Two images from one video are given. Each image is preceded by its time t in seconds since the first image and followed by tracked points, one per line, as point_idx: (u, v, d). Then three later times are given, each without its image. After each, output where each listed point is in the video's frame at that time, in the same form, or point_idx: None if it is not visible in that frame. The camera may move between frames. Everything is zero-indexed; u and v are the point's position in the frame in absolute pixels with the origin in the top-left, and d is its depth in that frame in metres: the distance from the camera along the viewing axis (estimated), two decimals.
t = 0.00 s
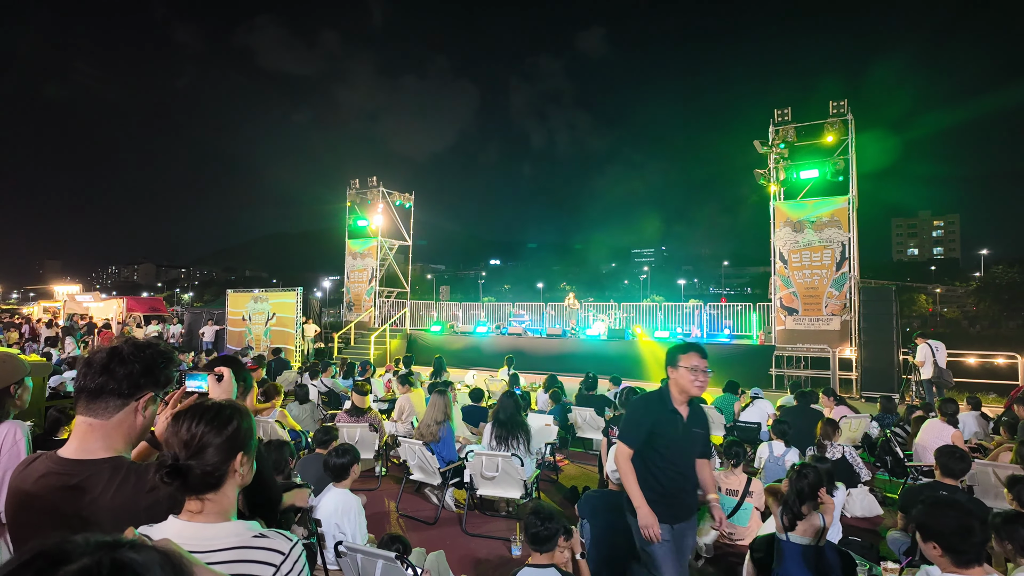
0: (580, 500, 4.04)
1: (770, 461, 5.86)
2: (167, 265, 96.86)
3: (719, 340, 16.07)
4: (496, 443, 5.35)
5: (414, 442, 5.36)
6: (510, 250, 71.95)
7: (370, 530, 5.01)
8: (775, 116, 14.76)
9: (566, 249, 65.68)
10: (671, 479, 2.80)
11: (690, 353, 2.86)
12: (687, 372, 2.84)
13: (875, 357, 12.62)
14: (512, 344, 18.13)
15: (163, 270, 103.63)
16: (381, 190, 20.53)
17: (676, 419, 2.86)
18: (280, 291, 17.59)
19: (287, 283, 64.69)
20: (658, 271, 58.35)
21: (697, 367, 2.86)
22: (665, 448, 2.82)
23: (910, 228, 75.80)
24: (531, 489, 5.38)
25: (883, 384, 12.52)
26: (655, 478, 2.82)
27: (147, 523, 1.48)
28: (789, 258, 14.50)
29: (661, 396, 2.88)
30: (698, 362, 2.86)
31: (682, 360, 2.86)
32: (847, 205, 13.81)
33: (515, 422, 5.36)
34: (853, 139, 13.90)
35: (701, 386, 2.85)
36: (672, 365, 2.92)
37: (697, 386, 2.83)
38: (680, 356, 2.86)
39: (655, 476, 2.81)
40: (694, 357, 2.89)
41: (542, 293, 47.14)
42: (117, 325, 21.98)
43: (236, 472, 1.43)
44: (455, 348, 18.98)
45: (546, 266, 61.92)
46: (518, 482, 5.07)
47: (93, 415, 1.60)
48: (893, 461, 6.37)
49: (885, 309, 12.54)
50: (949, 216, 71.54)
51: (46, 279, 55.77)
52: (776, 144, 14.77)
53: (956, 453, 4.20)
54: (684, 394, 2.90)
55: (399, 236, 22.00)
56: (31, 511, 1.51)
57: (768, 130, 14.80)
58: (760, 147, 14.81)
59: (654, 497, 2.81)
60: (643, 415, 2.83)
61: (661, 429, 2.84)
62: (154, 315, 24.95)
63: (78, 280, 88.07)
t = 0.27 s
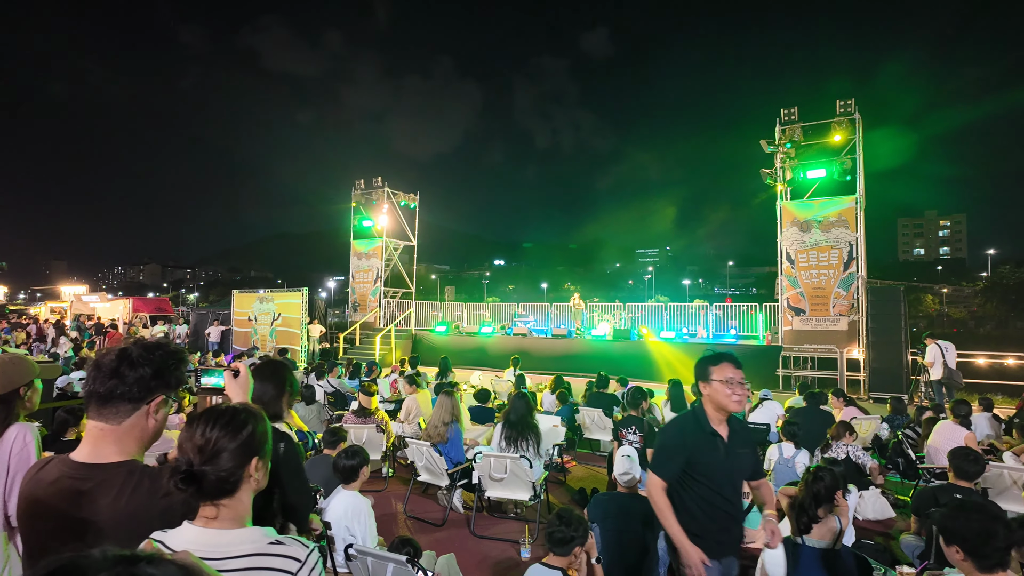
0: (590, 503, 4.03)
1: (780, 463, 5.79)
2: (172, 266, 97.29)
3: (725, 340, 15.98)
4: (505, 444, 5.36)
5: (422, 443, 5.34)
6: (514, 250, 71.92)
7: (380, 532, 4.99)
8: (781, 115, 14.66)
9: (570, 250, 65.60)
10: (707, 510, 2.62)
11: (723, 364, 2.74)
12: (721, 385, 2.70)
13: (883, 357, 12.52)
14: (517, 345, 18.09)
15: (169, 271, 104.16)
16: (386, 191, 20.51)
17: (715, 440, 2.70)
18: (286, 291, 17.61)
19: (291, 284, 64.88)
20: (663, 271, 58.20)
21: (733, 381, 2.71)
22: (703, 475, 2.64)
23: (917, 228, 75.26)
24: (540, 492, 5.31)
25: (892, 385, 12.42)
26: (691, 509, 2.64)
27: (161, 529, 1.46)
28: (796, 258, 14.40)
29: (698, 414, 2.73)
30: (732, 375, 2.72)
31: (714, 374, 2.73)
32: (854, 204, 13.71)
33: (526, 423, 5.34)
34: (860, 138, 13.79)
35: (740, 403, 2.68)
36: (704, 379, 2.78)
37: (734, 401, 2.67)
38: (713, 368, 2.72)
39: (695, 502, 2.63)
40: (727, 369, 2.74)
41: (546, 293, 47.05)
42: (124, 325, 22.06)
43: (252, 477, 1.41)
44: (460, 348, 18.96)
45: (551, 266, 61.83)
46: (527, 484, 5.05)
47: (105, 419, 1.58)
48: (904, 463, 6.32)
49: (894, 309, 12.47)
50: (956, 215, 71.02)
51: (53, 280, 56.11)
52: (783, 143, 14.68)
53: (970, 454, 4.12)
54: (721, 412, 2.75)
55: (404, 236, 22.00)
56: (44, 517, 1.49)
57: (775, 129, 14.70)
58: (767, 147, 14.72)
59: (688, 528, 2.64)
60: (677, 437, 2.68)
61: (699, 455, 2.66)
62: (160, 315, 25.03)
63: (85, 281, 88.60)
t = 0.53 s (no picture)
0: (607, 506, 4.00)
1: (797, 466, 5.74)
2: (187, 267, 98.62)
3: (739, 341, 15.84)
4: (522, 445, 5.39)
5: (437, 443, 5.36)
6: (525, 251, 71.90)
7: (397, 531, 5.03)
8: (796, 114, 14.49)
9: (581, 250, 65.44)
10: (776, 528, 2.46)
11: (766, 362, 2.59)
12: (767, 387, 2.56)
13: (901, 359, 12.33)
14: (529, 346, 18.08)
15: (184, 272, 105.62)
16: (398, 192, 20.61)
17: (767, 445, 2.55)
18: (300, 292, 17.76)
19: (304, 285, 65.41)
20: (674, 271, 57.86)
21: (775, 381, 2.56)
22: (761, 488, 2.49)
23: (934, 228, 74.00)
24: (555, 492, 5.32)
25: (910, 387, 12.24)
26: (760, 528, 2.48)
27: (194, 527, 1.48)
28: (811, 259, 14.22)
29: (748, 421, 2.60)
30: (774, 375, 2.57)
31: (757, 374, 2.59)
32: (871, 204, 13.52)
33: (545, 425, 5.37)
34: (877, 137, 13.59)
35: (786, 403, 2.55)
36: (745, 380, 2.66)
37: (783, 401, 2.55)
38: (755, 366, 2.59)
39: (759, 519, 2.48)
40: (766, 369, 2.58)
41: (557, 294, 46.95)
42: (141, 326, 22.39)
43: (282, 476, 1.42)
44: (473, 349, 19.01)
45: (561, 267, 61.72)
46: (543, 485, 5.05)
47: (138, 418, 1.61)
48: (927, 465, 6.28)
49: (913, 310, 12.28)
50: (974, 214, 69.73)
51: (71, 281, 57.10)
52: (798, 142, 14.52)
53: (994, 457, 4.05)
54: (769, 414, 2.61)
55: (417, 237, 22.09)
56: (80, 514, 1.52)
57: (789, 128, 14.54)
58: (781, 146, 14.57)
59: (760, 552, 2.47)
60: (729, 449, 2.52)
61: (753, 465, 2.51)
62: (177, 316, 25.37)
63: (102, 283, 90.13)
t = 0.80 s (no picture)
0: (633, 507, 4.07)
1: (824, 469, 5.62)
2: (213, 269, 100.93)
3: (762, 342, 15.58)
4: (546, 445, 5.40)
5: (461, 443, 5.40)
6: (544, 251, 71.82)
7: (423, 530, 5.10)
8: (820, 111, 14.16)
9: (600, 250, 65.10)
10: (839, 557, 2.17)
11: (847, 368, 2.36)
12: (849, 397, 2.32)
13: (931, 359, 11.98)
14: (549, 346, 18.06)
15: (210, 274, 108.15)
16: (419, 194, 20.77)
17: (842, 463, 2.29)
18: (323, 293, 18.05)
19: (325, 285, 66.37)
20: (695, 271, 57.17)
21: (858, 391, 2.32)
22: (827, 505, 2.22)
23: (966, 225, 71.68)
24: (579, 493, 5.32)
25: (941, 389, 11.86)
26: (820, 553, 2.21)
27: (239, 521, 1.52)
28: (837, 258, 13.89)
29: (820, 433, 2.36)
30: (858, 383, 2.33)
31: (836, 381, 2.36)
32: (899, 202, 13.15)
33: (569, 425, 5.37)
34: (906, 133, 13.19)
35: (869, 415, 2.30)
36: (823, 387, 2.42)
37: (864, 414, 2.29)
38: (834, 372, 2.37)
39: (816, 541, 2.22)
40: (850, 376, 2.35)
41: (576, 294, 46.77)
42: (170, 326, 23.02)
43: (323, 472, 1.47)
44: (493, 349, 19.07)
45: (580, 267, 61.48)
46: (567, 485, 5.05)
47: (184, 415, 1.67)
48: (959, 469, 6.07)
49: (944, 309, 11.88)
50: (1009, 211, 67.33)
51: (103, 281, 58.92)
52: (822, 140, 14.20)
53: None
54: (848, 428, 2.34)
55: (437, 238, 22.25)
56: (133, 506, 1.58)
57: (814, 125, 14.21)
58: (805, 144, 14.27)
59: None
60: (796, 462, 2.27)
61: (820, 481, 2.25)
62: (204, 316, 26.01)
63: (133, 283, 92.81)
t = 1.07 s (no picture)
0: (674, 508, 4.04)
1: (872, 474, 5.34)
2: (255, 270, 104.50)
3: (804, 343, 15.08)
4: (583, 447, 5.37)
5: (500, 443, 5.43)
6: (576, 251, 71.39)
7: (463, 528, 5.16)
8: (862, 106, 13.56)
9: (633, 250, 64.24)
10: None
11: (1006, 388, 2.22)
12: (1004, 418, 2.16)
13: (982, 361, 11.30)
14: (583, 346, 17.95)
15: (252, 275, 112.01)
16: (453, 195, 20.98)
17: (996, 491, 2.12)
18: (361, 294, 18.45)
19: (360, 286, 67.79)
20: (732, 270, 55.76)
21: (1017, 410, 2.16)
22: (969, 533, 2.08)
23: None
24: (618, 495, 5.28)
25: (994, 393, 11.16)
26: None
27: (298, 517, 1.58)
28: (882, 257, 13.31)
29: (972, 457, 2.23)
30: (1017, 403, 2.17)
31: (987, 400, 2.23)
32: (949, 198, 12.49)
33: (605, 427, 5.32)
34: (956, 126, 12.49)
35: None
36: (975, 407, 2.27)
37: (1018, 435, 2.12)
38: (985, 391, 2.23)
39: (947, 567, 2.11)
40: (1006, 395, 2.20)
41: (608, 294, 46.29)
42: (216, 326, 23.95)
43: (379, 469, 1.51)
44: (527, 350, 19.10)
45: (613, 267, 60.83)
46: (606, 487, 5.02)
47: (246, 415, 1.74)
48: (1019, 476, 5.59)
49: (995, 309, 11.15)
50: None
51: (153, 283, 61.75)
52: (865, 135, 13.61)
53: None
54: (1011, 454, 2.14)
55: (471, 239, 22.43)
56: (202, 502, 1.67)
57: (856, 121, 13.63)
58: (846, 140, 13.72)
59: None
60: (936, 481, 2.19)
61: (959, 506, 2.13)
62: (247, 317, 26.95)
63: (180, 285, 97.01)
